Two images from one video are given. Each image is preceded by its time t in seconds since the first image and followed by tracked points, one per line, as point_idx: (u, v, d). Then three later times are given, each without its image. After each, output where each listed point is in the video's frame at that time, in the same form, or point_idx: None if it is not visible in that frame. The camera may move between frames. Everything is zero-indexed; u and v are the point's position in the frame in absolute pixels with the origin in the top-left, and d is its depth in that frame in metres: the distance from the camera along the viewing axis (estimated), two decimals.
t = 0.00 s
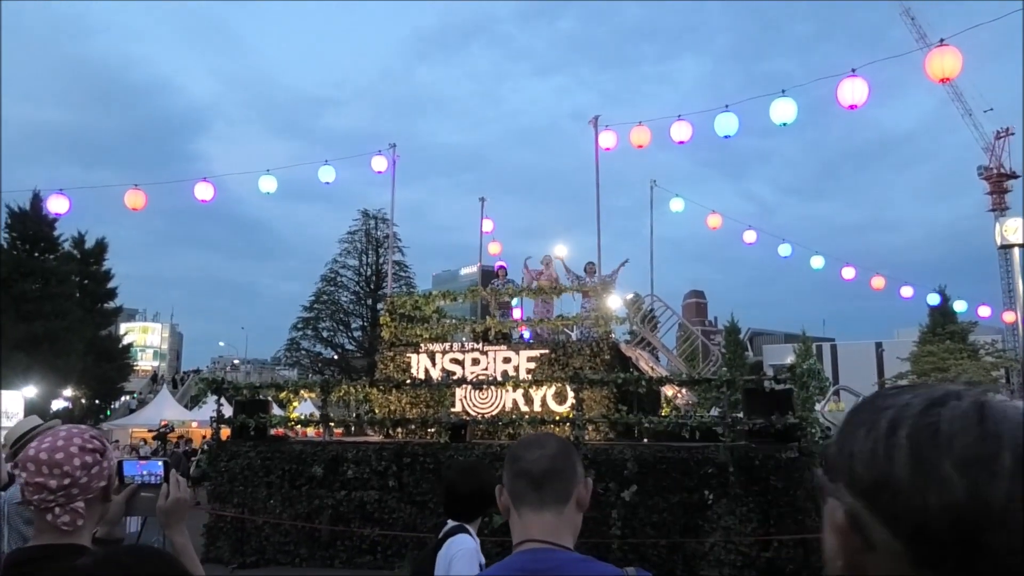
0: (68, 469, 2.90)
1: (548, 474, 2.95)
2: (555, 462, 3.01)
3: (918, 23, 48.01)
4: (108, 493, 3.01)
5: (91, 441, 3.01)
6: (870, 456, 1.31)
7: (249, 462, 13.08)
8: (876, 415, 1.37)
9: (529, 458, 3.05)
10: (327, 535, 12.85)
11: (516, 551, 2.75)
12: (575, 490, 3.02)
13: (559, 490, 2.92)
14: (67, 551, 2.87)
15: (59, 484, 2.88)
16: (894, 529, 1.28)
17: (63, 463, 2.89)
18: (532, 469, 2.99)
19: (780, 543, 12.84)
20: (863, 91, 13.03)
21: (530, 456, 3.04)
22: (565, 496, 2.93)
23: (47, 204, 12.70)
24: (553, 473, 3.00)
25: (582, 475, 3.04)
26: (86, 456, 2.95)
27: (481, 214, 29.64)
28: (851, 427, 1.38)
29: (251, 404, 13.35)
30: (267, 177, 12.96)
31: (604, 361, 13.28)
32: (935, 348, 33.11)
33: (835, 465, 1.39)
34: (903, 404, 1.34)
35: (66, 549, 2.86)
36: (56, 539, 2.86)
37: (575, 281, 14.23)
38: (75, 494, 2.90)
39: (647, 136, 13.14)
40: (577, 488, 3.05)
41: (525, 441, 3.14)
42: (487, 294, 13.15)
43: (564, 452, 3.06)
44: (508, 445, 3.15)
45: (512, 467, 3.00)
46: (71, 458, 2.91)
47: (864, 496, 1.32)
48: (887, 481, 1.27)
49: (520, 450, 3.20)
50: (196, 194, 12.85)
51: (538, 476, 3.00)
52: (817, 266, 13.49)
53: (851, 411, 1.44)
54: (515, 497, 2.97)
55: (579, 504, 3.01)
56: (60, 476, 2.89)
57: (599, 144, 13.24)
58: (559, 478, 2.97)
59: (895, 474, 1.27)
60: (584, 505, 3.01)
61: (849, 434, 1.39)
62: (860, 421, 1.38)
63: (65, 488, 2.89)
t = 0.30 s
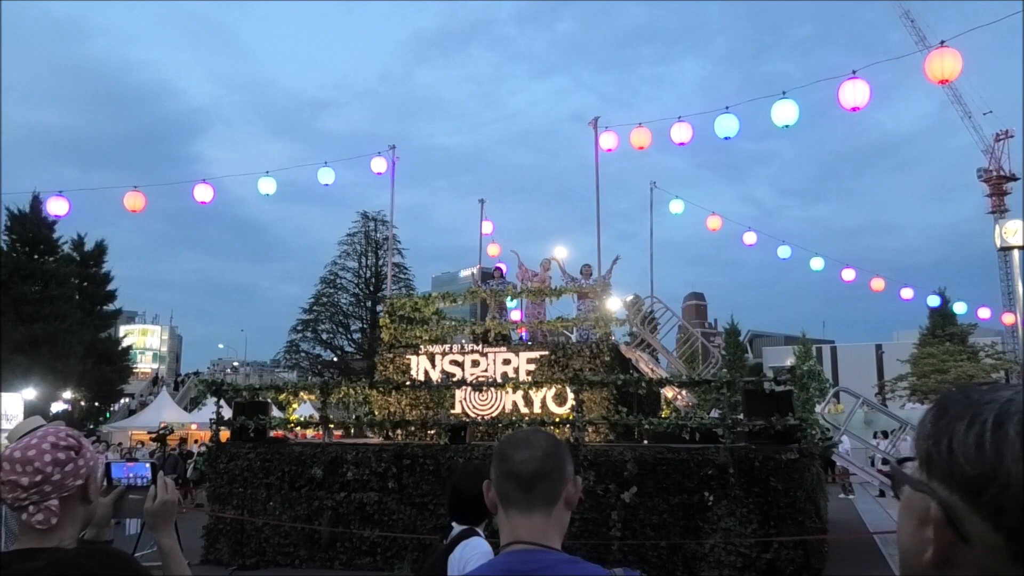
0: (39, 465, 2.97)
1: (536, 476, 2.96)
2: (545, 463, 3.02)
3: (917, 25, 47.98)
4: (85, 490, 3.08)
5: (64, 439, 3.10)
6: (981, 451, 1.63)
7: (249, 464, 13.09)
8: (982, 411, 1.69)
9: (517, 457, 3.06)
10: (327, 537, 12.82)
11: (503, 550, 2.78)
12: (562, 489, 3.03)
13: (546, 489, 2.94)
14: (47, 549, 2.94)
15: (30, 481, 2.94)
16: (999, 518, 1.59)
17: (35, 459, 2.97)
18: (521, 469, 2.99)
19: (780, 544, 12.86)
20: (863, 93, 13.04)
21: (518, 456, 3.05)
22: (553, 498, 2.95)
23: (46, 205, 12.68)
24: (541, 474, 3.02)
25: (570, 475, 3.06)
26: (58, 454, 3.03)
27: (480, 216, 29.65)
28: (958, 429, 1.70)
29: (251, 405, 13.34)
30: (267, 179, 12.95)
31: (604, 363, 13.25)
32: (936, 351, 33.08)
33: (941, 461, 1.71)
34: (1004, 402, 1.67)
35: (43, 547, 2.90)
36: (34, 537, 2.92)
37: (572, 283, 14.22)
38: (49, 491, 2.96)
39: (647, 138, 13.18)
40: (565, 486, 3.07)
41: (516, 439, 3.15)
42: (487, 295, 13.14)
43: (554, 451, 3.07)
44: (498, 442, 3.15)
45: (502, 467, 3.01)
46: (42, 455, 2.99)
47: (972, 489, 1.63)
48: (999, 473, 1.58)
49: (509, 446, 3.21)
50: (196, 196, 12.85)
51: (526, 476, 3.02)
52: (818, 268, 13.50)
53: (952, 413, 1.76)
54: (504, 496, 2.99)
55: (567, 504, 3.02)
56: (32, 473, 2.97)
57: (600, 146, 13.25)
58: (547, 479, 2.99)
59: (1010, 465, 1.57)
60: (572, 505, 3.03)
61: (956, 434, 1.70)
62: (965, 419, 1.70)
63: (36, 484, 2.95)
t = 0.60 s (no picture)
0: (12, 481, 2.98)
1: (527, 498, 3.17)
2: (536, 481, 3.24)
3: (938, 16, 45.53)
4: (63, 501, 3.10)
5: (36, 451, 3.10)
6: (976, 459, 1.65)
7: (240, 474, 12.55)
8: (979, 417, 1.71)
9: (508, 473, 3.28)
10: (321, 551, 12.18)
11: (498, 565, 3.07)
12: (551, 503, 3.31)
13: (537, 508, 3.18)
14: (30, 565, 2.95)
15: (3, 496, 2.96)
16: (991, 522, 1.62)
17: (7, 474, 2.98)
18: (513, 489, 3.21)
19: (797, 559, 12.30)
20: (883, 85, 12.44)
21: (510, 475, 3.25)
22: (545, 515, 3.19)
23: (27, 205, 12.09)
24: (532, 490, 3.26)
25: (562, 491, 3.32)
26: (30, 467, 3.04)
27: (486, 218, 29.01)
28: (958, 436, 1.72)
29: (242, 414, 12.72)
30: (259, 177, 12.37)
31: (611, 368, 12.66)
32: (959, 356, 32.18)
33: (940, 468, 1.74)
34: (1004, 407, 1.67)
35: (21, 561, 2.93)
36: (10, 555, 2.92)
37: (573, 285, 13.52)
38: (23, 506, 2.97)
39: (656, 134, 12.57)
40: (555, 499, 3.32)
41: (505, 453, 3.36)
42: (489, 298, 12.49)
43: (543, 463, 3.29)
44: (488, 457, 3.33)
45: (494, 487, 3.20)
46: (14, 468, 3.02)
47: (973, 496, 1.66)
48: (995, 480, 1.61)
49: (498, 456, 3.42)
50: (184, 195, 12.26)
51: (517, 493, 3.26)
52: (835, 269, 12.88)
53: (955, 417, 1.78)
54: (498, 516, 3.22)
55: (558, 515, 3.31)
56: (5, 489, 2.97)
57: (607, 141, 12.65)
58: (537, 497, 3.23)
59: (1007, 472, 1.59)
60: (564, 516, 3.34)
61: (955, 441, 1.73)
62: (962, 426, 1.73)
63: (10, 499, 2.96)
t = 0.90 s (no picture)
0: None
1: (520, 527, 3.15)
2: (530, 508, 3.20)
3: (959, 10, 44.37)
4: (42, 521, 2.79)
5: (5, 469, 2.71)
6: (854, 475, 1.41)
7: (222, 489, 11.66)
8: (870, 426, 1.46)
9: (502, 493, 3.24)
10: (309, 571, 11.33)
11: None
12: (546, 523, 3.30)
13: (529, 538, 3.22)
14: None
15: None
16: (871, 548, 1.39)
17: None
18: (506, 518, 3.17)
19: None
20: (912, 68, 11.56)
21: (504, 499, 3.20)
22: (537, 542, 3.25)
23: None
24: (527, 515, 3.22)
25: (555, 509, 3.32)
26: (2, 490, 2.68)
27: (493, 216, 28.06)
28: (846, 444, 1.46)
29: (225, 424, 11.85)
30: (241, 169, 11.52)
31: (621, 374, 11.72)
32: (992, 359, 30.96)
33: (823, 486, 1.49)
34: (897, 419, 1.42)
35: None
36: None
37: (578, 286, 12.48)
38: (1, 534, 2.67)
39: (668, 121, 11.68)
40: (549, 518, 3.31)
41: (497, 469, 3.28)
42: (489, 299, 11.63)
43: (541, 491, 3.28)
44: (480, 479, 3.25)
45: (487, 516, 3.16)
46: None
47: (849, 516, 1.42)
48: (872, 503, 1.37)
49: (490, 471, 3.35)
50: (162, 188, 11.40)
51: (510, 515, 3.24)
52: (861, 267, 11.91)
53: (850, 417, 1.52)
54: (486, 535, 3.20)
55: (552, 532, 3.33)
56: None
57: (615, 130, 11.75)
58: (532, 523, 3.21)
59: (889, 499, 1.35)
60: (558, 531, 3.45)
61: (840, 448, 1.47)
62: (851, 436, 1.47)
63: None
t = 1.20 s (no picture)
0: None
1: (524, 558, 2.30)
2: (532, 529, 2.35)
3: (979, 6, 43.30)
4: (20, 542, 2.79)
5: None
6: (684, 516, 1.29)
7: (203, 505, 10.78)
8: (701, 459, 1.34)
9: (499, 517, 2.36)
10: None
11: None
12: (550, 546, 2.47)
13: (534, 573, 2.35)
14: None
15: None
16: None
17: None
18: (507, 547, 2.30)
19: None
20: (944, 51, 10.71)
21: (500, 524, 2.33)
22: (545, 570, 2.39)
23: None
24: (528, 540, 2.36)
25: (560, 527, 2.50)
26: None
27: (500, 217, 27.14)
28: (676, 484, 1.35)
29: (207, 435, 11.01)
30: (224, 161, 10.70)
31: (632, 381, 10.93)
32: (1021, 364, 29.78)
33: (667, 537, 1.36)
34: (714, 446, 1.31)
35: None
36: None
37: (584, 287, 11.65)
38: None
39: (681, 109, 10.85)
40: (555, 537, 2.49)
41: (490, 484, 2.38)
42: (489, 300, 10.80)
43: (545, 502, 2.43)
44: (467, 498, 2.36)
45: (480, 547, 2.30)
46: None
47: (687, 562, 1.31)
48: (696, 545, 1.27)
49: (474, 490, 2.45)
50: (138, 181, 10.58)
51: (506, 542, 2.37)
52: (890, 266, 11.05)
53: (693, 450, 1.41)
54: None
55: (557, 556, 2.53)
56: None
57: (624, 119, 10.93)
58: (535, 549, 2.36)
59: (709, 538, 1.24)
60: (560, 552, 2.62)
61: (675, 488, 1.36)
62: (683, 473, 1.35)
63: None
